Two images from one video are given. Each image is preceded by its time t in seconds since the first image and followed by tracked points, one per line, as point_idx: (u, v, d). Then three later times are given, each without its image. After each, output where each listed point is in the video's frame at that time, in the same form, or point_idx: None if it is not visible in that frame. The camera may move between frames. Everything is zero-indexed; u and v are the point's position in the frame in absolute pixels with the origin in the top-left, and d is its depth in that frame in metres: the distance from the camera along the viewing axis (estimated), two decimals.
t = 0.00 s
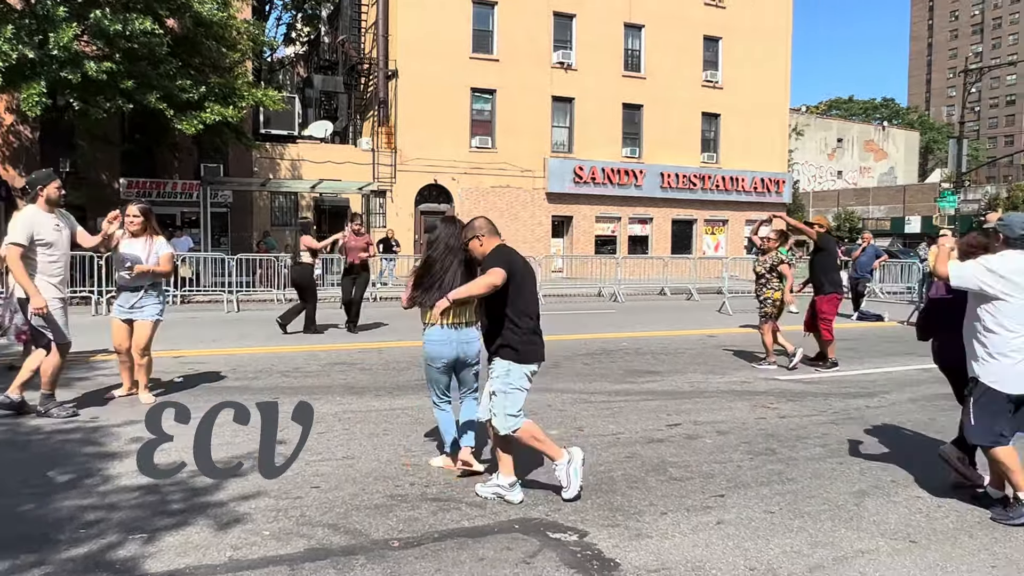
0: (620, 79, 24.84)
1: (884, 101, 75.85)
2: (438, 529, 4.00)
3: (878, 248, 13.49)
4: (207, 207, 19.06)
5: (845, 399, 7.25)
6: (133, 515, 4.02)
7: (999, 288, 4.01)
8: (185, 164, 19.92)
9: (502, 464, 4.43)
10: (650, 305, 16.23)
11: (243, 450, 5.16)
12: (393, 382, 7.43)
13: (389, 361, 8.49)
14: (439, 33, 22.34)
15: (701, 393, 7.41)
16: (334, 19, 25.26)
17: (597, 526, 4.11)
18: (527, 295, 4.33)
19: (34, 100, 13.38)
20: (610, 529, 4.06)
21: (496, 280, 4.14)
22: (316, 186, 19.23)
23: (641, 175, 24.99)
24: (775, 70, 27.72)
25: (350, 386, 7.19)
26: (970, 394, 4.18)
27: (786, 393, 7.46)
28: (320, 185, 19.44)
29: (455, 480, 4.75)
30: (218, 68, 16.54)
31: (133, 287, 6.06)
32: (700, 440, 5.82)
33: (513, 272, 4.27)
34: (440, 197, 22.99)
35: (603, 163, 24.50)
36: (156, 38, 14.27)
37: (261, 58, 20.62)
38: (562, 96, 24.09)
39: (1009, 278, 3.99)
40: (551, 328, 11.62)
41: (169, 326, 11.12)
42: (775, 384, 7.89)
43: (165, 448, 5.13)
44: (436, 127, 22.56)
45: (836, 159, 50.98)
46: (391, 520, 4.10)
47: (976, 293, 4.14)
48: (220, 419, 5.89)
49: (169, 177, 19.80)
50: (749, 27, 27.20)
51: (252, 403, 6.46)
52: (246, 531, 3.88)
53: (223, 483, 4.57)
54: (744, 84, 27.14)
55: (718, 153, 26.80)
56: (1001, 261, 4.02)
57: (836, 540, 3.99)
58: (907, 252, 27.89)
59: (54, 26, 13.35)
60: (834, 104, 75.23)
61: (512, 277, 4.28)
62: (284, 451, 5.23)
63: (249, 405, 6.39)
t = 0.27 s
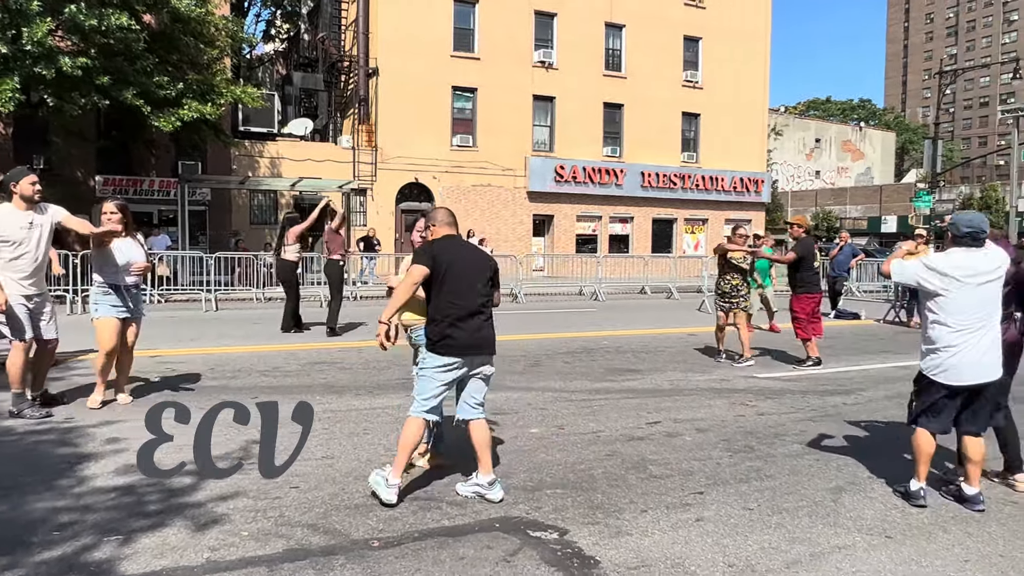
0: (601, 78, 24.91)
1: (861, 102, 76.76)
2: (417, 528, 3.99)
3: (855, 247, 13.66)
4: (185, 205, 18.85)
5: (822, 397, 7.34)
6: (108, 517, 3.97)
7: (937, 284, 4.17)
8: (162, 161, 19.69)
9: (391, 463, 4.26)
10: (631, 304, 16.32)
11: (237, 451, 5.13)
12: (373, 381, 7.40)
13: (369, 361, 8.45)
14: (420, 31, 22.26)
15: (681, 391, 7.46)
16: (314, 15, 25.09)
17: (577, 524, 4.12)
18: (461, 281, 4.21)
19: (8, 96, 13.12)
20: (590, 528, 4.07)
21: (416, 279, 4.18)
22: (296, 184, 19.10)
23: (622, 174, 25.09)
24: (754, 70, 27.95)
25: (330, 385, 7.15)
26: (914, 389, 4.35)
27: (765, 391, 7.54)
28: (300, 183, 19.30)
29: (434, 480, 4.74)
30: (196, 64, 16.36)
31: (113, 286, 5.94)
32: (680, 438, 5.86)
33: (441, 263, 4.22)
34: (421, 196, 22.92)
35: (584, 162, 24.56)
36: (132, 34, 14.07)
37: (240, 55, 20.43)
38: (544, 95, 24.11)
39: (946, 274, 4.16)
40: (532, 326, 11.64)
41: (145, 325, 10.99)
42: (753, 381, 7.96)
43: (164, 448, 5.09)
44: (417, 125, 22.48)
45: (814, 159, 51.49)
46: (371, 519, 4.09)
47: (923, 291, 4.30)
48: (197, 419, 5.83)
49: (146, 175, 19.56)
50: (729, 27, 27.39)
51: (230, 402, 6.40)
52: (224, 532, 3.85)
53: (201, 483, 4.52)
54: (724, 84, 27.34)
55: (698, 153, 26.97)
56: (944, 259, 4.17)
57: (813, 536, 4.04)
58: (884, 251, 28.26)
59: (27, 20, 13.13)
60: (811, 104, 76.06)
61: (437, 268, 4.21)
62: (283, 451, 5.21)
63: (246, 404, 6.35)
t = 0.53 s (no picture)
0: (581, 77, 24.97)
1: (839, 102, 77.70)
2: (396, 527, 3.97)
3: (832, 246, 13.83)
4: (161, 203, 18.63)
5: (799, 393, 7.42)
6: (81, 518, 3.92)
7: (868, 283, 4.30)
8: (138, 158, 19.45)
9: (359, 463, 4.32)
10: (611, 302, 16.39)
11: (220, 450, 5.08)
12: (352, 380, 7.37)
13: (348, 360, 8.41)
14: (399, 29, 22.17)
15: (660, 388, 7.51)
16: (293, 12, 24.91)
17: (557, 521, 4.13)
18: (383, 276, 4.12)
19: None
20: (570, 525, 4.08)
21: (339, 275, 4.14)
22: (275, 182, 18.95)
23: (602, 172, 25.17)
24: (733, 70, 28.16)
25: (309, 384, 7.10)
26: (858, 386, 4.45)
27: (743, 388, 7.61)
28: (279, 181, 19.15)
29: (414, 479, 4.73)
30: (172, 60, 16.16)
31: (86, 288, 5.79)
32: (659, 435, 5.89)
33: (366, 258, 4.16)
34: (401, 194, 22.83)
35: (564, 160, 24.61)
36: (107, 29, 13.85)
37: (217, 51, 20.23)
38: (524, 93, 24.13)
39: (876, 274, 4.28)
40: (512, 325, 11.65)
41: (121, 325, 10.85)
42: (732, 379, 8.04)
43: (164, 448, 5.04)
44: (397, 123, 22.40)
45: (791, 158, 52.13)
46: (350, 519, 4.07)
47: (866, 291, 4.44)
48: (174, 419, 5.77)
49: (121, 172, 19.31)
50: (707, 27, 27.57)
51: (207, 402, 6.34)
52: (200, 533, 3.81)
53: (177, 484, 4.47)
54: (703, 84, 27.52)
55: (677, 152, 27.12)
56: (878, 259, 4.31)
57: (791, 531, 4.08)
58: (860, 250, 28.62)
59: None
60: (789, 104, 76.90)
61: (362, 265, 4.16)
62: (284, 451, 5.18)
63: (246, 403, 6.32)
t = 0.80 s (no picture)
0: (560, 75, 25.02)
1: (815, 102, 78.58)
2: (374, 527, 3.96)
3: (807, 244, 14.00)
4: (136, 201, 18.39)
5: (776, 390, 7.50)
6: (53, 521, 3.86)
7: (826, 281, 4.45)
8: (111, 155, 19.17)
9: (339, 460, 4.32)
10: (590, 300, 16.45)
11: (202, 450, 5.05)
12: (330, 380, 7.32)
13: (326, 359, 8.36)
14: (378, 26, 22.06)
15: (639, 385, 7.56)
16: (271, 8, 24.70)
17: (536, 519, 4.15)
18: (317, 281, 4.05)
19: None
20: (549, 523, 4.10)
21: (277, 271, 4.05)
22: (251, 179, 18.78)
23: (581, 171, 25.23)
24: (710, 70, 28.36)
25: (287, 384, 7.05)
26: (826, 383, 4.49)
27: (721, 385, 7.68)
28: (256, 178, 18.98)
29: (393, 478, 4.72)
30: (146, 56, 15.94)
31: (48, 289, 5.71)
32: (638, 432, 5.93)
33: (301, 260, 4.09)
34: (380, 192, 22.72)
35: (543, 159, 24.63)
36: (79, 24, 13.61)
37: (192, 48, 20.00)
38: (503, 91, 24.12)
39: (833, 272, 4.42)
40: (492, 323, 11.65)
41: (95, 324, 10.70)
42: (709, 376, 8.10)
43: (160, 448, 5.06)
44: (376, 121, 22.28)
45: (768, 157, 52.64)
46: (328, 519, 4.05)
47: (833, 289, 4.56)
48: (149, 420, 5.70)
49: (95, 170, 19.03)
50: (686, 27, 27.74)
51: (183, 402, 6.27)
52: (175, 535, 3.77)
53: (152, 485, 4.42)
54: (681, 83, 27.68)
55: (656, 150, 27.27)
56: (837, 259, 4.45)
57: (767, 526, 4.12)
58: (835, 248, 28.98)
59: None
60: (767, 104, 77.66)
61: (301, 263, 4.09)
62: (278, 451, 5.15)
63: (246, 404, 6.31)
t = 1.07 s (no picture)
0: (539, 74, 25.04)
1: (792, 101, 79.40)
2: (353, 526, 3.95)
3: (784, 242, 14.15)
4: (110, 199, 18.14)
5: (752, 386, 7.58)
6: (24, 524, 3.80)
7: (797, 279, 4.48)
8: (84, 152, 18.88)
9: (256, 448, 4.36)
10: (568, 298, 16.51)
11: (177, 451, 5.00)
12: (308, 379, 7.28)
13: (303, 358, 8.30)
14: (355, 23, 21.93)
15: (617, 383, 7.60)
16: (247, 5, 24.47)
17: (515, 516, 4.16)
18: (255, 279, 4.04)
19: None
20: (528, 520, 4.11)
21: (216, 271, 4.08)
22: (228, 178, 18.61)
23: (560, 169, 25.28)
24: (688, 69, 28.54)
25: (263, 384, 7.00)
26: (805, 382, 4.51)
27: (698, 381, 7.75)
28: (232, 176, 18.81)
29: (370, 477, 4.70)
30: (119, 52, 15.74)
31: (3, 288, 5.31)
32: (616, 429, 5.96)
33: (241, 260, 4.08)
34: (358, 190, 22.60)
35: (522, 157, 24.65)
36: (49, 19, 13.35)
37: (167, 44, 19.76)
38: (482, 89, 24.09)
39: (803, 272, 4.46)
40: (470, 321, 11.65)
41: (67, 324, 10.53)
42: (687, 373, 8.17)
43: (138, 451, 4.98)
44: (354, 118, 22.15)
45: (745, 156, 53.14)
46: (306, 519, 4.03)
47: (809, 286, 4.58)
48: (123, 421, 5.63)
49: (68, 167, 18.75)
50: (663, 26, 27.88)
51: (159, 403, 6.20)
52: (151, 537, 3.73)
53: (126, 487, 4.37)
54: (659, 82, 27.83)
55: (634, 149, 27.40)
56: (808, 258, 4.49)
57: (744, 521, 4.17)
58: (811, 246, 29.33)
59: None
60: (744, 103, 78.41)
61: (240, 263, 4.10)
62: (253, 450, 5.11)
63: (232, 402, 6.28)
